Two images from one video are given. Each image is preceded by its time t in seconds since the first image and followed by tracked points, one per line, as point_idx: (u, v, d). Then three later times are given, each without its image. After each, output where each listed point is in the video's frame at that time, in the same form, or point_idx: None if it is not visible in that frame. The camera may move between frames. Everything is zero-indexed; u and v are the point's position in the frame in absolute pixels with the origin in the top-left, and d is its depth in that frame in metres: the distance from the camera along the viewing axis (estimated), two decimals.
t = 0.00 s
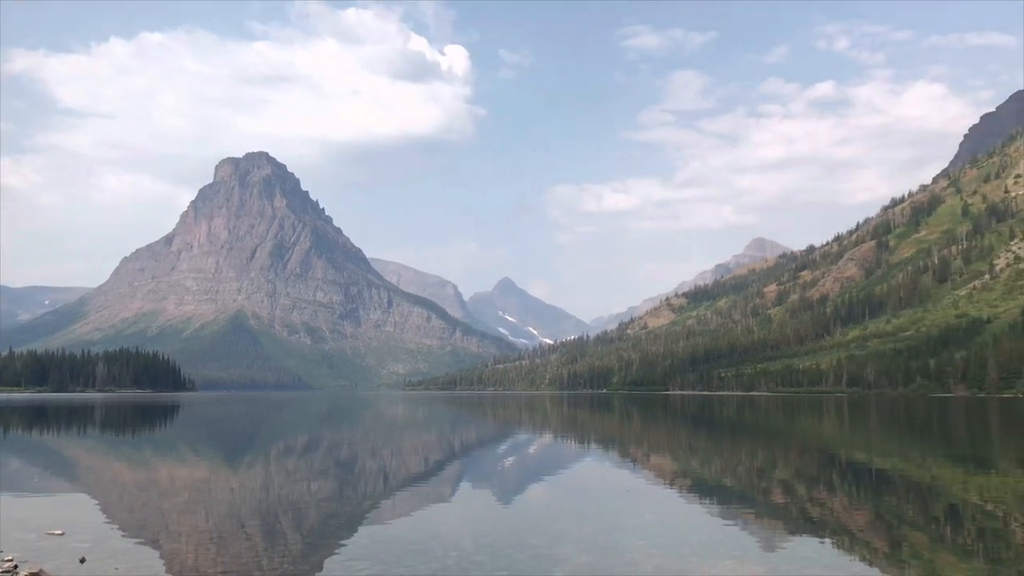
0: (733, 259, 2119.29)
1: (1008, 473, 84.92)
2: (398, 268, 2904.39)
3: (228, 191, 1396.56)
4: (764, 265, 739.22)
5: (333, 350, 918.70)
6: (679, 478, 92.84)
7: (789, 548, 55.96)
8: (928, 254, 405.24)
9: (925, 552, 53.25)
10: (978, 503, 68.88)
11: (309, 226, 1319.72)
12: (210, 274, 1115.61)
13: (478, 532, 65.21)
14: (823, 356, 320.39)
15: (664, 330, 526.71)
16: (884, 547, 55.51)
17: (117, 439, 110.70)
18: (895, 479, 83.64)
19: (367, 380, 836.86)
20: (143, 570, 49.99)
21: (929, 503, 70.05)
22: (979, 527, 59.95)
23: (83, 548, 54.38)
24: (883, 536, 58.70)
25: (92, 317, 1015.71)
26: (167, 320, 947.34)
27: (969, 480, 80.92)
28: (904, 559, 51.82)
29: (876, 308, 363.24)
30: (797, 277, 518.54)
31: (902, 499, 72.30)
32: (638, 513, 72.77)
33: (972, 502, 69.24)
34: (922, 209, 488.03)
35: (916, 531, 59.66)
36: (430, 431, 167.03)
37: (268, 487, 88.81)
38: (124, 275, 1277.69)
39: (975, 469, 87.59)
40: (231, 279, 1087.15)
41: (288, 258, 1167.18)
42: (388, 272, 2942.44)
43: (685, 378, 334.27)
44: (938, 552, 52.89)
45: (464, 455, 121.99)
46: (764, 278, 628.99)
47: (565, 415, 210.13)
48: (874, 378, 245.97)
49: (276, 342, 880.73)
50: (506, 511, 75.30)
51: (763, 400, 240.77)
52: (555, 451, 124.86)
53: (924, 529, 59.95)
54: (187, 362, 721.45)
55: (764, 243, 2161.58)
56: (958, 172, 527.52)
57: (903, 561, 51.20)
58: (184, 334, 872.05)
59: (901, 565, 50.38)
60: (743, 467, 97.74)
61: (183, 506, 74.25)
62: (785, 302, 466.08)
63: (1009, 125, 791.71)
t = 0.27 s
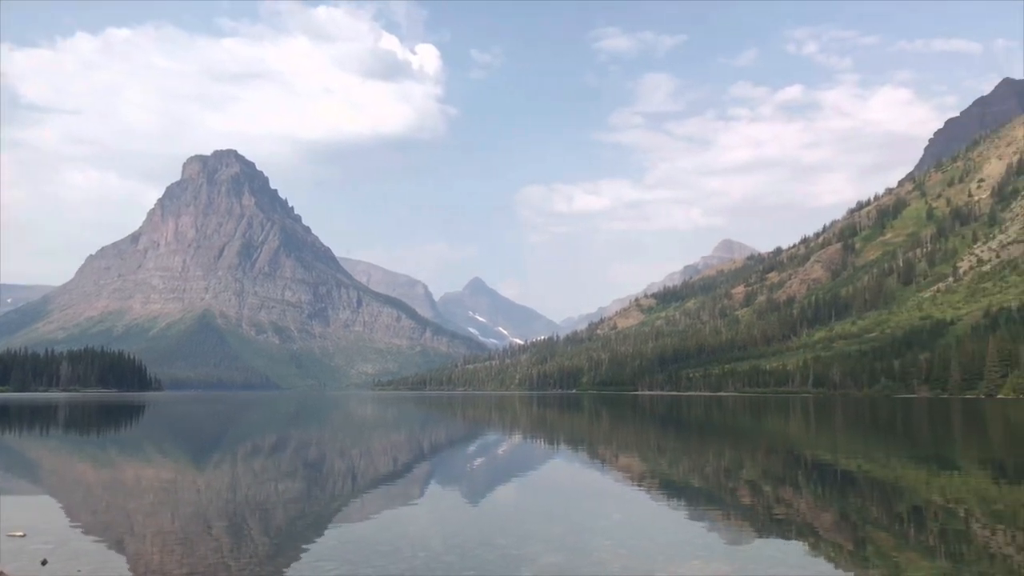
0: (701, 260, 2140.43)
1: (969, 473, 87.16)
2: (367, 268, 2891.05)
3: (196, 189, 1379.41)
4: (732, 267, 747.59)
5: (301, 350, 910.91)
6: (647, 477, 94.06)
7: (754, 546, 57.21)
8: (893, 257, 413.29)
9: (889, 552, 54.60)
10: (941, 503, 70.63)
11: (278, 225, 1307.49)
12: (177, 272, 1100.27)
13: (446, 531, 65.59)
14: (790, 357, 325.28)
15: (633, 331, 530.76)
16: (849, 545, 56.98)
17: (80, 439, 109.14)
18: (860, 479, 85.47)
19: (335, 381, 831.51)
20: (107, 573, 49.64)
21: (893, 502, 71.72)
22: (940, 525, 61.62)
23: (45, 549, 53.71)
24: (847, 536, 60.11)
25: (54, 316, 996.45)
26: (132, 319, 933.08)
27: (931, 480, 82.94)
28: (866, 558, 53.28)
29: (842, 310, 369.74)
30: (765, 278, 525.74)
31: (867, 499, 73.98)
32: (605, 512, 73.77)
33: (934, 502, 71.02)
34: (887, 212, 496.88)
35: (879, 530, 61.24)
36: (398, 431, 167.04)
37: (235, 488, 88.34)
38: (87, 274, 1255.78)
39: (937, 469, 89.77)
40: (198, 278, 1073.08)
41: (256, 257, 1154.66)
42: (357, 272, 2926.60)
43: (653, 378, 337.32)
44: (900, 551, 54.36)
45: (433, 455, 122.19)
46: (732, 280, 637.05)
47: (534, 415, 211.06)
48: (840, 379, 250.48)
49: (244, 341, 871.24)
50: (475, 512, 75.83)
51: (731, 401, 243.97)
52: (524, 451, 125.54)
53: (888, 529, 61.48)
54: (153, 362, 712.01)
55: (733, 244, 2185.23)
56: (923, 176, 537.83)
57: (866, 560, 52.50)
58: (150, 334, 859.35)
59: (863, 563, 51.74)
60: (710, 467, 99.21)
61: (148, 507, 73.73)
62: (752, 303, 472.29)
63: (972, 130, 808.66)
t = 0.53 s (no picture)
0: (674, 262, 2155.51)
1: (935, 474, 89.25)
2: (340, 268, 2872.70)
3: (166, 187, 1361.78)
4: (704, 269, 754.52)
5: (272, 351, 903.16)
6: (620, 478, 95.14)
7: (724, 548, 58.36)
8: (862, 260, 420.19)
9: (856, 552, 56.04)
10: (907, 503, 72.43)
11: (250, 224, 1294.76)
12: (146, 271, 1085.53)
13: (417, 533, 66.04)
14: (760, 359, 329.58)
15: (606, 332, 534.22)
16: (816, 546, 58.38)
17: (47, 440, 107.76)
18: (829, 480, 87.29)
19: (307, 381, 825.50)
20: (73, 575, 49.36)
21: (860, 503, 73.42)
22: (905, 526, 63.27)
23: (11, 552, 53.30)
24: (815, 536, 61.55)
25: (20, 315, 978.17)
26: (99, 319, 918.88)
27: (898, 481, 84.90)
28: (834, 558, 54.64)
29: (812, 312, 375.20)
30: (736, 281, 531.84)
31: (834, 500, 75.67)
32: (574, 513, 74.85)
33: (901, 503, 72.77)
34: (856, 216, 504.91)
35: (846, 531, 62.76)
36: (370, 432, 166.93)
37: (205, 489, 87.90)
38: (54, 272, 1234.12)
39: (904, 471, 91.87)
40: (168, 277, 1059.69)
41: (227, 256, 1142.26)
42: (330, 272, 2906.65)
43: (626, 379, 339.84)
44: (867, 552, 55.80)
45: (406, 456, 122.43)
46: (704, 282, 643.51)
47: (507, 415, 211.88)
48: (810, 380, 254.28)
49: (214, 341, 861.64)
50: (446, 512, 76.41)
51: (703, 402, 246.69)
52: (497, 452, 126.22)
53: (854, 529, 63.04)
54: (122, 362, 702.21)
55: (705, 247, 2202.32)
56: (892, 180, 546.87)
57: (834, 560, 53.86)
58: (118, 333, 846.79)
59: (830, 563, 53.08)
60: (682, 468, 100.57)
61: (117, 508, 73.24)
62: (724, 305, 477.58)
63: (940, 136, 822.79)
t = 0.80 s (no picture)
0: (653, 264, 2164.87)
1: (911, 476, 90.32)
2: (319, 269, 2856.51)
3: (144, 187, 1347.68)
4: (683, 271, 758.61)
5: (250, 351, 895.79)
6: (599, 480, 95.63)
7: (701, 548, 58.95)
8: (839, 264, 424.77)
9: (831, 553, 56.79)
10: (883, 505, 73.44)
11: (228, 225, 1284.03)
12: (122, 271, 1073.11)
13: (395, 534, 66.02)
14: (738, 361, 332.24)
15: (585, 334, 535.59)
16: (792, 547, 59.06)
17: (20, 441, 106.34)
18: (805, 481, 88.35)
19: (285, 383, 819.65)
20: None
21: (837, 505, 74.18)
22: (880, 527, 64.16)
23: None
24: (791, 537, 62.32)
25: None
26: (74, 319, 907.00)
27: (874, 483, 85.97)
28: (810, 558, 55.35)
29: (790, 315, 378.63)
30: (714, 283, 535.57)
31: (811, 501, 76.61)
32: (553, 514, 75.08)
33: (877, 505, 73.65)
34: (833, 219, 510.30)
35: (822, 532, 63.54)
36: (349, 433, 166.27)
37: (182, 490, 87.09)
38: (27, 271, 1216.76)
39: (880, 473, 92.97)
40: (145, 277, 1048.29)
41: (204, 257, 1131.51)
42: (309, 273, 2889.29)
43: (605, 381, 340.91)
44: (845, 553, 56.44)
45: (383, 458, 122.00)
46: (682, 284, 647.04)
47: (486, 418, 211.67)
48: (787, 383, 256.42)
49: (191, 342, 852.85)
50: (424, 514, 76.33)
51: (682, 403, 248.06)
52: (475, 454, 126.25)
53: (830, 530, 63.87)
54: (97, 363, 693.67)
55: (684, 248, 2209.53)
56: (870, 184, 552.93)
57: (812, 562, 54.40)
58: (93, 334, 836.07)
59: (807, 563, 53.78)
60: (660, 469, 101.23)
61: (91, 509, 72.42)
62: (703, 308, 480.62)
63: (916, 141, 833.02)
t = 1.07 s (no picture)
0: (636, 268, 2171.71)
1: (892, 480, 91.07)
2: (302, 271, 2840.18)
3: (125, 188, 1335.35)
4: (665, 275, 761.39)
5: (231, 354, 889.00)
6: (581, 483, 95.72)
7: (685, 551, 59.22)
8: (820, 268, 428.17)
9: (813, 555, 57.25)
10: (864, 508, 73.93)
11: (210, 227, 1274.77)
12: (102, 273, 1061.99)
13: (377, 538, 65.80)
14: (720, 365, 333.90)
15: (569, 337, 536.02)
16: (774, 550, 59.44)
17: None
18: (786, 485, 88.96)
19: (267, 386, 814.62)
20: None
21: (818, 508, 74.74)
22: (861, 530, 64.67)
23: None
24: (773, 540, 62.68)
25: None
26: (54, 321, 896.17)
27: (855, 486, 86.56)
28: (792, 561, 55.77)
29: (771, 319, 380.97)
30: (697, 287, 538.14)
31: (792, 504, 77.13)
32: (535, 518, 75.16)
33: (859, 508, 74.13)
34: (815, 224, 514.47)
35: (804, 535, 64.03)
36: (330, 437, 165.40)
37: (162, 494, 86.27)
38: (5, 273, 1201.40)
39: (862, 476, 93.65)
40: (126, 279, 1038.02)
41: (186, 259, 1122.43)
42: (292, 275, 2872.56)
43: (588, 385, 341.35)
44: (825, 556, 56.87)
45: (365, 462, 121.62)
46: (665, 288, 649.42)
47: (468, 421, 211.31)
48: (769, 387, 257.92)
49: (172, 344, 845.80)
50: (406, 518, 76.08)
51: (664, 407, 248.73)
52: (457, 458, 126.02)
53: (811, 533, 64.30)
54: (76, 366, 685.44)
55: (667, 251, 2218.15)
56: (852, 189, 557.60)
57: (794, 564, 54.78)
58: (72, 336, 826.18)
59: (788, 566, 54.17)
60: (642, 473, 101.50)
61: (68, 514, 71.52)
62: (685, 311, 482.59)
63: (897, 146, 841.36)
